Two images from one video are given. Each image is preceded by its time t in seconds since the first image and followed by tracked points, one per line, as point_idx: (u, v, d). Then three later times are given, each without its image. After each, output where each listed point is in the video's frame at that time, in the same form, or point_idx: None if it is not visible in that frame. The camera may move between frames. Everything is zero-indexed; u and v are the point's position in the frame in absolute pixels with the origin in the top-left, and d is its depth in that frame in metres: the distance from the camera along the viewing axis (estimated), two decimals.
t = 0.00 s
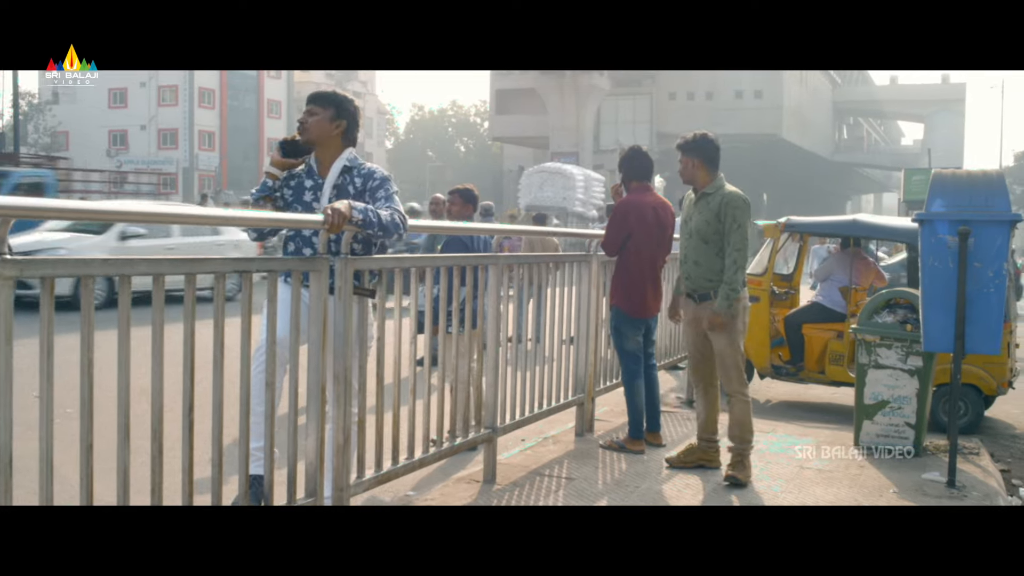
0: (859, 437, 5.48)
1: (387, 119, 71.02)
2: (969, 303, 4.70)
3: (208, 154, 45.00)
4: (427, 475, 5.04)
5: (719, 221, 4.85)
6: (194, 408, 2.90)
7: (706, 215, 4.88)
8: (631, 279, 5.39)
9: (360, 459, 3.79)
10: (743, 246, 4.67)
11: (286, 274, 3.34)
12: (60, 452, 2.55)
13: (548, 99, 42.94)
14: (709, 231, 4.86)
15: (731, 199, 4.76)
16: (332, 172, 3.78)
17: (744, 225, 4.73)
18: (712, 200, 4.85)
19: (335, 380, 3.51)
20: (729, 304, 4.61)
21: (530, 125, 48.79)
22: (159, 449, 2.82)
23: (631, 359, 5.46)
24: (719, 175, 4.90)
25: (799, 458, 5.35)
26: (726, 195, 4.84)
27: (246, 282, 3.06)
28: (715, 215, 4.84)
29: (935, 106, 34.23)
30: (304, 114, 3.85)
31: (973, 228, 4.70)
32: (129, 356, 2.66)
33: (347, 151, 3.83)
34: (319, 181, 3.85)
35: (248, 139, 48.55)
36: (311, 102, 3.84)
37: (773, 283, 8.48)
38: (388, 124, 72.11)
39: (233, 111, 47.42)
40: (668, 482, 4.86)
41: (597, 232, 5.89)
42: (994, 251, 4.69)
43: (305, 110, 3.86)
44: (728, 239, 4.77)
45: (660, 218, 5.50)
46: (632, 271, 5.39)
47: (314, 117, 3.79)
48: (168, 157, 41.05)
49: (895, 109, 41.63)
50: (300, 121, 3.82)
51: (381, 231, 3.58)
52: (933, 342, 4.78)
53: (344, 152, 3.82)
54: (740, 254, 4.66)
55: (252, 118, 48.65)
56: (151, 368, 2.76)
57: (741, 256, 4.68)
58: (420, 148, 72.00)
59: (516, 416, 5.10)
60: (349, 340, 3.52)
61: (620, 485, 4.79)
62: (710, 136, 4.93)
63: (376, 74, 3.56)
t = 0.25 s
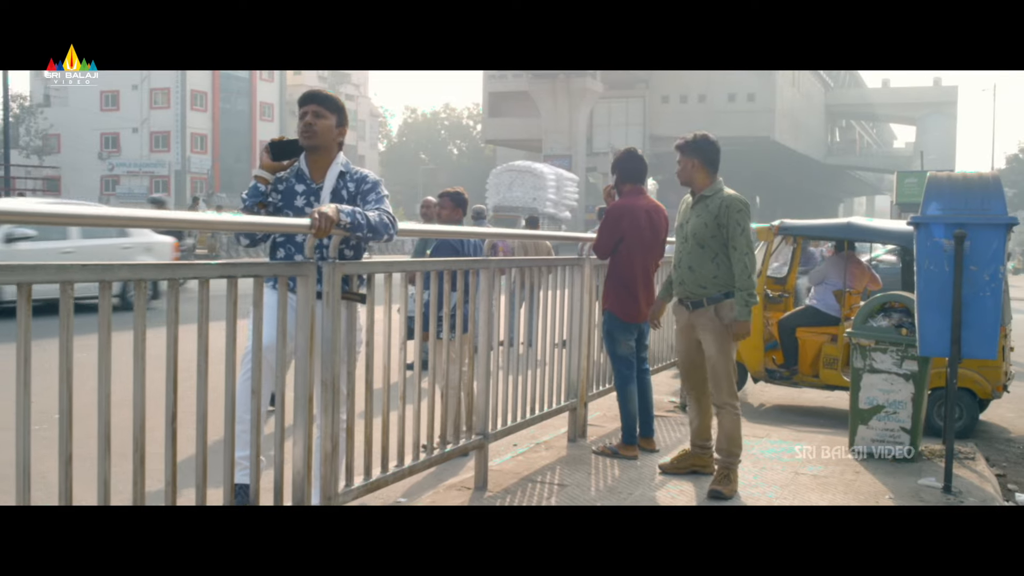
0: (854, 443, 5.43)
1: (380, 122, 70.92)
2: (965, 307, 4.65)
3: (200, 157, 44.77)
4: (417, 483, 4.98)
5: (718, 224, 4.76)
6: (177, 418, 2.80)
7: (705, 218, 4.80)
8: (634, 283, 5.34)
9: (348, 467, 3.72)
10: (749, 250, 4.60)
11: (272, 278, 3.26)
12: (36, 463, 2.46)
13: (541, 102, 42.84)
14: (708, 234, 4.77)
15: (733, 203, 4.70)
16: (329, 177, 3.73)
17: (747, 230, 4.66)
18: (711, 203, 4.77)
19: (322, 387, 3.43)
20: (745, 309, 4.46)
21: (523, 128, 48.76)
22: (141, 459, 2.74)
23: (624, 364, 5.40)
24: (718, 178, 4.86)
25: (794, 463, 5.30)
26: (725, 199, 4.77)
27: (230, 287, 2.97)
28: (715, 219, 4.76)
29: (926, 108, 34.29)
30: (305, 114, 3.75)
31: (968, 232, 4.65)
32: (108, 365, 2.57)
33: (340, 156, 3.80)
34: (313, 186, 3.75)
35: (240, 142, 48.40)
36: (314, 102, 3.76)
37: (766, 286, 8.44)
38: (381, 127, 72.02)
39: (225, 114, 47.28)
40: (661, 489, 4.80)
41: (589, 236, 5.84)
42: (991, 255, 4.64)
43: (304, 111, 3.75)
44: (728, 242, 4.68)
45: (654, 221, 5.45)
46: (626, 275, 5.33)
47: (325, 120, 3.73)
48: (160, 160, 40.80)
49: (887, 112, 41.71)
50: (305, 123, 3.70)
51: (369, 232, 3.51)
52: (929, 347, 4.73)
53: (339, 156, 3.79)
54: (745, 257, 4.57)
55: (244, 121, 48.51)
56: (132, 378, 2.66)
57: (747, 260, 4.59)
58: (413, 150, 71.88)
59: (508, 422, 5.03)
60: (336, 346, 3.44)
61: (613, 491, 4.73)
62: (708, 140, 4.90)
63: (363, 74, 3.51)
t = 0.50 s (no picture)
0: (854, 448, 5.37)
1: (377, 125, 70.85)
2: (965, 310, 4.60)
3: (197, 160, 44.64)
4: (411, 490, 4.90)
5: (723, 228, 4.70)
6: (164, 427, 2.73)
7: (710, 221, 4.73)
8: (631, 289, 5.28)
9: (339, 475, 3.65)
10: (751, 253, 4.51)
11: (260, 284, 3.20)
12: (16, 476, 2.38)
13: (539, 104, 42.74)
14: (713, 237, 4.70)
15: (737, 204, 4.63)
16: (323, 181, 3.67)
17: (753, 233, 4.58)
18: (718, 205, 4.71)
19: (313, 393, 3.36)
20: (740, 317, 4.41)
21: (520, 130, 48.68)
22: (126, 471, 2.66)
23: (621, 369, 5.33)
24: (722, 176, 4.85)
25: (792, 469, 5.24)
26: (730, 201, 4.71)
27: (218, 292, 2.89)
28: (720, 221, 4.69)
29: (924, 111, 34.27)
30: (296, 121, 3.65)
31: (968, 234, 4.60)
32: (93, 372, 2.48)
33: (334, 159, 3.74)
34: (304, 190, 3.68)
35: (237, 145, 48.29)
36: (303, 108, 3.65)
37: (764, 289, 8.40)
38: (378, 130, 71.96)
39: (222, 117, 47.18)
40: (659, 495, 4.74)
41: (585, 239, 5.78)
42: (991, 258, 4.59)
43: (296, 117, 3.65)
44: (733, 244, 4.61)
45: (650, 225, 5.40)
46: (623, 280, 5.29)
47: (318, 127, 3.63)
48: (156, 162, 40.64)
49: (885, 114, 41.69)
50: (298, 132, 3.60)
51: (361, 236, 3.46)
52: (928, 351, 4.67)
53: (332, 160, 3.74)
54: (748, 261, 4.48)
55: (241, 123, 48.40)
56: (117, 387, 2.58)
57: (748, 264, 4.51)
58: (410, 153, 71.81)
59: (503, 427, 4.96)
60: (328, 352, 3.37)
61: (609, 498, 4.66)
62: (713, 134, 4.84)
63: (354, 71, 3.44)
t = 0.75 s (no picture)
0: (854, 451, 5.32)
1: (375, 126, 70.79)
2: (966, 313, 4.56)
3: (196, 162, 44.55)
4: (407, 495, 4.84)
5: (719, 230, 4.56)
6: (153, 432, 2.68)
7: (707, 223, 4.58)
8: (628, 291, 5.23)
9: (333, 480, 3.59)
10: (742, 257, 4.42)
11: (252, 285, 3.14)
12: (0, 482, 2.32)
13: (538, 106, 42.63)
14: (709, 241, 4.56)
15: (734, 206, 4.50)
16: (317, 183, 3.61)
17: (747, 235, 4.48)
18: (714, 207, 4.56)
19: (305, 397, 3.30)
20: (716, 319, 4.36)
21: (519, 132, 48.61)
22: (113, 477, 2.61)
23: (619, 371, 5.28)
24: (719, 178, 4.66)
25: (792, 472, 5.18)
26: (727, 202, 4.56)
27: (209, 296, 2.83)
28: (717, 224, 4.55)
29: (923, 112, 34.24)
30: (280, 128, 3.57)
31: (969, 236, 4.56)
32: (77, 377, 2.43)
33: (327, 161, 3.67)
34: (298, 192, 3.62)
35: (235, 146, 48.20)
36: (284, 115, 3.56)
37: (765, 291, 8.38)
38: (377, 131, 71.90)
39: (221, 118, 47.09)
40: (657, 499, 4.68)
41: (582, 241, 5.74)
42: (991, 260, 4.57)
43: (279, 124, 3.58)
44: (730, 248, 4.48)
45: (648, 227, 5.35)
46: (619, 283, 5.22)
47: (299, 133, 3.55)
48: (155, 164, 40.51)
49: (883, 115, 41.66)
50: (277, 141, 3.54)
51: (354, 237, 3.41)
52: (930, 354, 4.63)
53: (325, 163, 3.67)
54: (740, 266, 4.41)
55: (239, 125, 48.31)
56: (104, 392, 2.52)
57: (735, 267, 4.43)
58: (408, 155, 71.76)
59: (500, 430, 4.91)
60: (321, 356, 3.32)
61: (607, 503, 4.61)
62: (713, 133, 4.67)
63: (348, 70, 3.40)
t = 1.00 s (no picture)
0: (857, 456, 5.26)
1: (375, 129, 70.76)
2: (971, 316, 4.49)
3: (196, 164, 44.51)
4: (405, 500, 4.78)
5: (705, 234, 4.42)
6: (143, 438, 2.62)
7: (693, 227, 4.43)
8: (630, 292, 5.18)
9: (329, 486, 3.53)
10: (732, 261, 4.30)
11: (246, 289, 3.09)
12: None
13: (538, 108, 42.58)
14: (694, 244, 4.42)
15: (722, 209, 4.37)
16: (315, 185, 3.56)
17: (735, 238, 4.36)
18: (699, 210, 4.42)
19: (301, 402, 3.24)
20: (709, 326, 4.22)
21: (519, 134, 48.57)
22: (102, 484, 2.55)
23: (620, 375, 5.23)
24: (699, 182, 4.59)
25: (795, 477, 5.13)
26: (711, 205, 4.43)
27: (201, 300, 2.77)
28: (703, 227, 4.40)
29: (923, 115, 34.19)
30: (279, 131, 3.49)
31: (974, 238, 4.49)
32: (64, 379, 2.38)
33: (324, 162, 3.62)
34: (295, 195, 3.56)
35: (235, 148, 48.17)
36: (284, 117, 3.46)
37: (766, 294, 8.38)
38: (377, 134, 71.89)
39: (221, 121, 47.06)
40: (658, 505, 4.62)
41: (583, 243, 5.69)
42: (998, 261, 4.49)
43: (277, 128, 3.48)
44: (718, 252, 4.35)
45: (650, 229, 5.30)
46: (621, 285, 5.17)
47: (302, 137, 3.48)
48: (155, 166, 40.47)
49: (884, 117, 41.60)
50: (282, 146, 3.46)
51: (351, 238, 3.35)
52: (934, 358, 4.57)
53: (323, 163, 3.62)
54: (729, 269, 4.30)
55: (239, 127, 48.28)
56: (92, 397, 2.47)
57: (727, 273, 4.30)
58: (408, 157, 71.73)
59: (499, 435, 4.85)
60: (317, 360, 3.26)
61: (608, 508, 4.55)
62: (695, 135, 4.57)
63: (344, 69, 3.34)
